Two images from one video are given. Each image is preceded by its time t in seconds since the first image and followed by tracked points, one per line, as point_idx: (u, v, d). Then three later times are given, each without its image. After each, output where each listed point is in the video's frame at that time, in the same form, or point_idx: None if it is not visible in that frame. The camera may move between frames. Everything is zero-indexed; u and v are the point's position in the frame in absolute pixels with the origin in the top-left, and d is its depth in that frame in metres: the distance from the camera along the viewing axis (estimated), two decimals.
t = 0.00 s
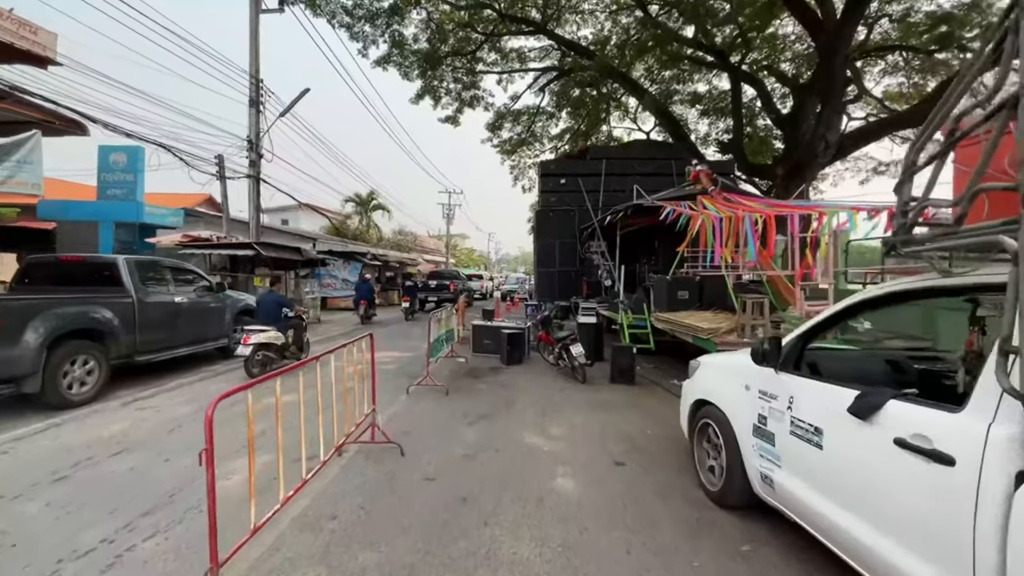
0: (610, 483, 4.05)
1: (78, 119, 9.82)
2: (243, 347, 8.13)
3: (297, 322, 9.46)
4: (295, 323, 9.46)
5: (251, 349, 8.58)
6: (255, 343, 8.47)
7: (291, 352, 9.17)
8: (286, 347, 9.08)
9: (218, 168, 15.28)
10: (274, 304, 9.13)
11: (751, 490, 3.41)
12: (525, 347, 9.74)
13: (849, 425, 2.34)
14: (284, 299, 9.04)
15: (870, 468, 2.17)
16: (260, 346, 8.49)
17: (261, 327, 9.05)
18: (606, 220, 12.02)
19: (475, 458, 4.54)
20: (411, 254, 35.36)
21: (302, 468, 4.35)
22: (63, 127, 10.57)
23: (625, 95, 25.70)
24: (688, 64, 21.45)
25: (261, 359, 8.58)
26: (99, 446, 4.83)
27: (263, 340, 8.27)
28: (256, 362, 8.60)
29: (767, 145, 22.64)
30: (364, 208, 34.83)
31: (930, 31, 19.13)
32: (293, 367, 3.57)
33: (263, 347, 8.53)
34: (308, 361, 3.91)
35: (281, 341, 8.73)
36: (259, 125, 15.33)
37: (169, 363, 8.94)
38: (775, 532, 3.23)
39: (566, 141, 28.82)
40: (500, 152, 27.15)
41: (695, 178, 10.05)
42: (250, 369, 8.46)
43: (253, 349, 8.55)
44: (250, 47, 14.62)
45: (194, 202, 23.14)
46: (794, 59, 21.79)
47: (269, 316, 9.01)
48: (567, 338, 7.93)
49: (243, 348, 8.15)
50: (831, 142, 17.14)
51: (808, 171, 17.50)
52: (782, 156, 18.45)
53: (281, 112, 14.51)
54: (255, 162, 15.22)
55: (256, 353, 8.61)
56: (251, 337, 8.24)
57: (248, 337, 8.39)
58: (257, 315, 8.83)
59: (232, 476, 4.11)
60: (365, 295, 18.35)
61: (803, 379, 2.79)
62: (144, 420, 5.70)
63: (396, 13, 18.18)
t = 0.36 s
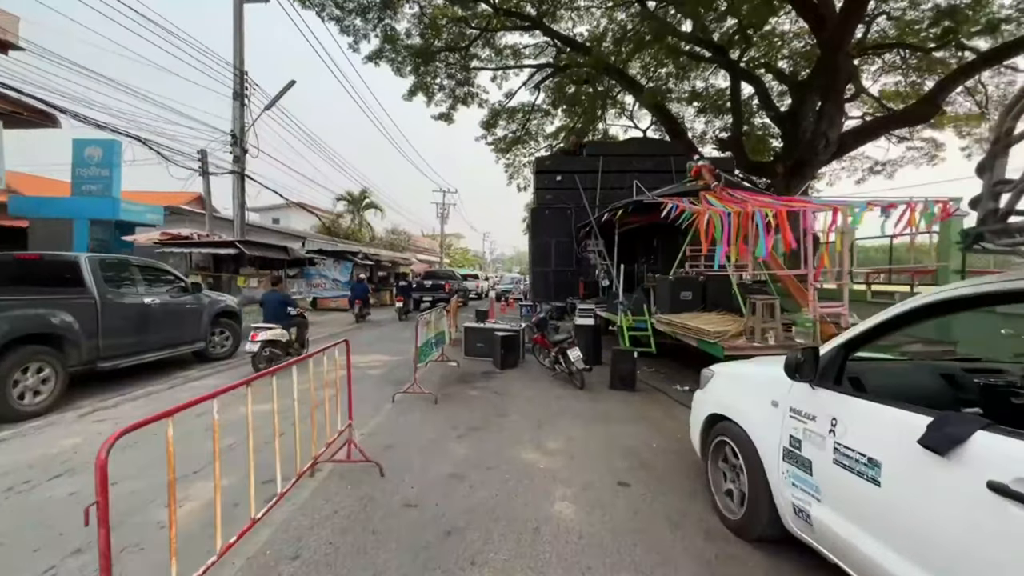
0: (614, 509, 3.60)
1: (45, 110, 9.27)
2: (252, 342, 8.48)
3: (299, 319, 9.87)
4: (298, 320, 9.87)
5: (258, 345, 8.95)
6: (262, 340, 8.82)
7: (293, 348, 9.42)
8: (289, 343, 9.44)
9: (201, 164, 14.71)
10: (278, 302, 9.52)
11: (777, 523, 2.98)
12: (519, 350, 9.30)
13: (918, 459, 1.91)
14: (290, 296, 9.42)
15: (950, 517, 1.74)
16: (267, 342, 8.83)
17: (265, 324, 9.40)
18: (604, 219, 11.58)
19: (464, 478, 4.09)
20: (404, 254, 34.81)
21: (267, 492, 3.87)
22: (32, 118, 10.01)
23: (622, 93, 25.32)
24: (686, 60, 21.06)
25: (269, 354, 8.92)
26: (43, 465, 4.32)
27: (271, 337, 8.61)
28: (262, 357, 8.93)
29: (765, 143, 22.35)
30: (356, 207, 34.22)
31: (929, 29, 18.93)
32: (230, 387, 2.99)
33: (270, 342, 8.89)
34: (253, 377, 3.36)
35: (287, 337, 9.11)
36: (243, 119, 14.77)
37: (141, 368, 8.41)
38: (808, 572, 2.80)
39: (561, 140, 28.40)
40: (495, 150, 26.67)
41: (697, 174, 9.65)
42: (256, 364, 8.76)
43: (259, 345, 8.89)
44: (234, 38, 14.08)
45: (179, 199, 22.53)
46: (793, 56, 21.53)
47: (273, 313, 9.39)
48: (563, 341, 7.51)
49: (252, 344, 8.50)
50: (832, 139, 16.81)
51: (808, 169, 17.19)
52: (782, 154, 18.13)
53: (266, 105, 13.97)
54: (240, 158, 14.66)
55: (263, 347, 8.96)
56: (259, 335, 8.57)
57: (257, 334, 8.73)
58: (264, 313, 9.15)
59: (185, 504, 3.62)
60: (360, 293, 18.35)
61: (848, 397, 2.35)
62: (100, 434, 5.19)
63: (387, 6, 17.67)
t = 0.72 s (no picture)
0: (616, 546, 3.18)
1: None
2: (245, 345, 8.70)
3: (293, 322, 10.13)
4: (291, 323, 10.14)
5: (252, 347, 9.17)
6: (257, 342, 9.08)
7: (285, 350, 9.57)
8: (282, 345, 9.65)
9: (172, 161, 13.98)
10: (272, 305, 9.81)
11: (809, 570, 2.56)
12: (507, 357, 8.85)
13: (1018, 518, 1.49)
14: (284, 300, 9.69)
15: None
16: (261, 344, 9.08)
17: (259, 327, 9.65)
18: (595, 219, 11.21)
19: (445, 509, 3.63)
20: (389, 256, 34.13)
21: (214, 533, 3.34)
22: None
23: (610, 94, 25.09)
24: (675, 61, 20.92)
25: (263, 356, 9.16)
26: None
27: (265, 338, 8.88)
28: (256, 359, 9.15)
29: (753, 145, 22.32)
30: (340, 208, 33.42)
31: (913, 33, 19.05)
32: (144, 427, 2.45)
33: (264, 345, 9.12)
34: (183, 408, 2.81)
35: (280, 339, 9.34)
36: (217, 114, 14.08)
37: (96, 380, 7.76)
38: None
39: (549, 141, 28.08)
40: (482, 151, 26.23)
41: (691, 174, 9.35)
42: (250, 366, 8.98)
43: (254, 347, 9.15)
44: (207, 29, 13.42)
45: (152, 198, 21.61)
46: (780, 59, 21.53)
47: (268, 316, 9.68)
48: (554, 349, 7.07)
49: (247, 346, 8.74)
50: (821, 141, 16.75)
51: (798, 171, 17.11)
52: (771, 156, 18.03)
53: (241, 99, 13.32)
54: (213, 155, 13.97)
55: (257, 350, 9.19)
56: (254, 337, 8.88)
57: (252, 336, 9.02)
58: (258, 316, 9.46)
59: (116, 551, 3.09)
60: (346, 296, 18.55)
61: (909, 430, 1.94)
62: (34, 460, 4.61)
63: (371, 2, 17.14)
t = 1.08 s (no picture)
0: None
1: None
2: (246, 347, 8.77)
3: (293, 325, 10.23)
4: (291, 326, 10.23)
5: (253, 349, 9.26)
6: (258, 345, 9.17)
7: (285, 352, 9.58)
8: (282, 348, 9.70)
9: (145, 159, 13.23)
10: (272, 308, 9.93)
11: None
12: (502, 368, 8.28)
13: None
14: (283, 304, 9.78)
15: None
16: (262, 346, 9.13)
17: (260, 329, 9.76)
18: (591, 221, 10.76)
19: (437, 556, 3.07)
20: (377, 260, 33.38)
21: None
22: None
23: (602, 97, 24.82)
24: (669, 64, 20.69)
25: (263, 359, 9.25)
26: None
27: (265, 341, 8.99)
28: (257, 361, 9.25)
29: (746, 150, 22.15)
30: (327, 211, 32.64)
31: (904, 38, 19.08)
32: (24, 492, 1.77)
33: (265, 347, 9.19)
34: (86, 460, 2.10)
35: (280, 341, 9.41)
36: (194, 110, 13.38)
37: (49, 397, 7.06)
38: None
39: (540, 144, 27.68)
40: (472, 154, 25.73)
41: (694, 173, 8.96)
42: (251, 368, 9.06)
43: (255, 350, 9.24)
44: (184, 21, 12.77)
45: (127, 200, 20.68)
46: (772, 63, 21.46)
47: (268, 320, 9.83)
48: (554, 358, 6.53)
49: (247, 349, 8.83)
50: (818, 143, 16.48)
51: (794, 174, 16.88)
52: (765, 159, 17.83)
53: (220, 95, 12.66)
54: (190, 153, 13.26)
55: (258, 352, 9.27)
56: (255, 340, 9.01)
57: (253, 339, 9.14)
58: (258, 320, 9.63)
59: None
60: (340, 300, 18.87)
61: None
62: None
63: None
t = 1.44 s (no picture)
0: None
1: None
2: (248, 345, 9.00)
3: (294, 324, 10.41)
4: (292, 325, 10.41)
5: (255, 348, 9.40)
6: (259, 344, 9.28)
7: (286, 352, 9.78)
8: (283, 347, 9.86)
9: (120, 154, 12.60)
10: (273, 308, 10.11)
11: None
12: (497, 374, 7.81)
13: None
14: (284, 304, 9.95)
15: None
16: (263, 345, 9.35)
17: (262, 329, 9.91)
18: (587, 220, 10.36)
19: None
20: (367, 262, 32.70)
21: None
22: None
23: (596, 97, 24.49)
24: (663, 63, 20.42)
25: (264, 357, 9.42)
26: None
27: (266, 340, 9.17)
28: (259, 359, 9.43)
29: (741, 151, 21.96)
30: (315, 211, 31.93)
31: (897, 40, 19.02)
32: None
33: (266, 346, 9.41)
34: None
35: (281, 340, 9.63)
36: (173, 103, 12.78)
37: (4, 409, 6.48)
38: None
39: (533, 144, 27.28)
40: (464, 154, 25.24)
41: (697, 170, 8.60)
42: (252, 367, 9.25)
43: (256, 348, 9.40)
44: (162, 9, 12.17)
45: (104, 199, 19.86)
46: (766, 64, 21.31)
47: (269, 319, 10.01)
48: (552, 365, 6.09)
49: (250, 347, 9.01)
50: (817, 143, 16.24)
51: (793, 175, 16.62)
52: (762, 160, 17.59)
53: (200, 87, 12.07)
54: (168, 147, 12.64)
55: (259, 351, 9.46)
56: (257, 338, 9.20)
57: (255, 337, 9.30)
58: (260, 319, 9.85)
59: None
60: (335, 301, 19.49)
61: None
62: None
63: None
